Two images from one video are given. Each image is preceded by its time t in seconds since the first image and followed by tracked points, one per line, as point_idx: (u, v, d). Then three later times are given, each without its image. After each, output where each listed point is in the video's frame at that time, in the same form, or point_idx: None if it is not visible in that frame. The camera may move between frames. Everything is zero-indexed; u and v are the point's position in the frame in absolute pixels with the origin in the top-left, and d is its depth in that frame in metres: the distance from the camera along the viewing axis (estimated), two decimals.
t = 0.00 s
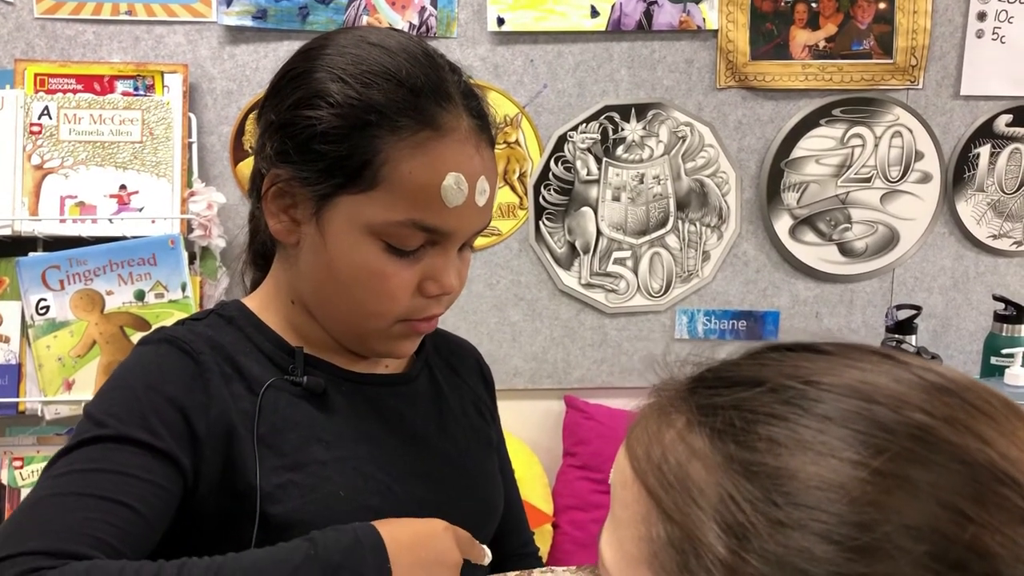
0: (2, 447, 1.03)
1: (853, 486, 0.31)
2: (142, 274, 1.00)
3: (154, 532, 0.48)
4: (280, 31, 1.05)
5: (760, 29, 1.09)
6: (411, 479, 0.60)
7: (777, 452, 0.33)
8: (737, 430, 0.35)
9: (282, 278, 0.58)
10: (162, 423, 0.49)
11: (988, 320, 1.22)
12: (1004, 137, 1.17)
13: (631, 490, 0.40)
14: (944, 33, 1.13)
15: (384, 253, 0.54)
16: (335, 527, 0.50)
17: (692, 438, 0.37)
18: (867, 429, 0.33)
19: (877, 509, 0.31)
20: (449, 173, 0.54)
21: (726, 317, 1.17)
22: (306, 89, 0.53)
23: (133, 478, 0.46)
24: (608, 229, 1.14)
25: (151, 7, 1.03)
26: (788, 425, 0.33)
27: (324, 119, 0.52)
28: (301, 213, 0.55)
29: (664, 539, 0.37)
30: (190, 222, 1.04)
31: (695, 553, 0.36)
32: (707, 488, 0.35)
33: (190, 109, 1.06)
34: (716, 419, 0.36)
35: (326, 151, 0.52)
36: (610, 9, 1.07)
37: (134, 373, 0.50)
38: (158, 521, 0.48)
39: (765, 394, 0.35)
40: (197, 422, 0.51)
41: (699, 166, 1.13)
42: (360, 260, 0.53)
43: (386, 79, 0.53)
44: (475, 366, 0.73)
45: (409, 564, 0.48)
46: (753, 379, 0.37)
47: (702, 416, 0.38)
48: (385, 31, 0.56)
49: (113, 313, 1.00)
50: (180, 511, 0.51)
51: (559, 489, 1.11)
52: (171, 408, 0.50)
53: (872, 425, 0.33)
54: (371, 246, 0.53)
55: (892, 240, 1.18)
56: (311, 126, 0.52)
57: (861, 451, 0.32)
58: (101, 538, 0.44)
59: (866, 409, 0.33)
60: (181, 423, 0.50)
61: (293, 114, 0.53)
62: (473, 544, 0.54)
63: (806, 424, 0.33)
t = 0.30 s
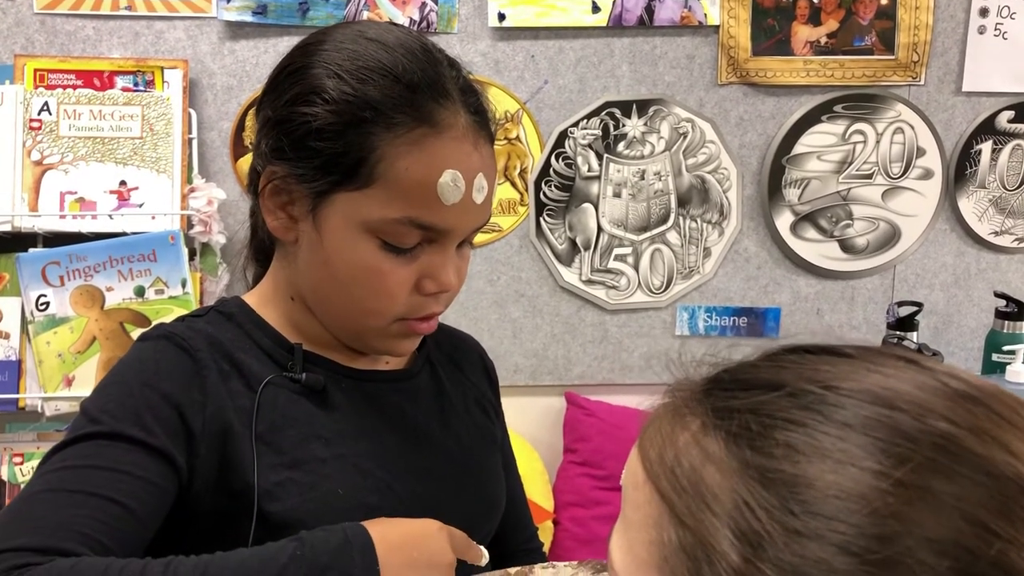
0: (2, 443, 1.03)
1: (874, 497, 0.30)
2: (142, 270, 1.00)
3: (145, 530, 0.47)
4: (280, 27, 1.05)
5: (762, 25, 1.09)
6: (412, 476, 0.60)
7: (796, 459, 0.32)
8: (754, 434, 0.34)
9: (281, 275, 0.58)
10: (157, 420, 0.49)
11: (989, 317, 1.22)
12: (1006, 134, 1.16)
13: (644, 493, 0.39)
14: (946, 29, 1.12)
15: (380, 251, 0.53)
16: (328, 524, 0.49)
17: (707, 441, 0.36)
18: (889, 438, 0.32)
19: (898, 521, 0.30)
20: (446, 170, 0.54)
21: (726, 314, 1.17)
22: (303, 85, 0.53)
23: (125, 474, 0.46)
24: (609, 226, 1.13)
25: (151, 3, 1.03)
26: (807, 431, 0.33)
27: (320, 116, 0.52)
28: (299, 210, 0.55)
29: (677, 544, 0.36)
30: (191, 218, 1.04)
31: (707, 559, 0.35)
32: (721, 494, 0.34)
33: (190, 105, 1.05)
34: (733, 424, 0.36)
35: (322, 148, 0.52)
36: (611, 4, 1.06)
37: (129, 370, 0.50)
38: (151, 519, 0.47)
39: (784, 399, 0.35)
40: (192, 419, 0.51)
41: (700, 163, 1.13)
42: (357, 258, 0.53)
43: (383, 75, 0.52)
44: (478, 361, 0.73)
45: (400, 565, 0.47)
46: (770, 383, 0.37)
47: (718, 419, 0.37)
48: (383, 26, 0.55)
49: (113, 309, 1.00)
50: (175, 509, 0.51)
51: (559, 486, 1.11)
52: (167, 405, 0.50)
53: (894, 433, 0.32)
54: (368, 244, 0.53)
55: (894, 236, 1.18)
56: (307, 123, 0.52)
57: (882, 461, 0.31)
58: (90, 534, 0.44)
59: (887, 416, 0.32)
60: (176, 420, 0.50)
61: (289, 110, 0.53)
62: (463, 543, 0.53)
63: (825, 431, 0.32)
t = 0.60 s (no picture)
0: (3, 439, 1.03)
1: (855, 504, 0.29)
2: (143, 265, 1.00)
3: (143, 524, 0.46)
4: (281, 21, 1.05)
5: (764, 19, 1.08)
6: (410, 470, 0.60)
7: (777, 464, 0.31)
8: (735, 437, 0.33)
9: (273, 271, 0.58)
10: (150, 415, 0.49)
11: (992, 313, 1.21)
12: (1009, 128, 1.16)
13: (628, 494, 0.38)
14: (950, 23, 1.12)
15: (367, 243, 0.53)
16: (318, 484, 0.45)
17: (689, 443, 0.35)
18: (872, 444, 0.30)
19: (878, 529, 0.29)
20: (433, 161, 0.53)
21: (729, 309, 1.16)
22: (290, 78, 0.53)
23: (117, 468, 0.45)
24: (611, 221, 1.13)
25: None
26: (787, 435, 0.31)
27: (306, 108, 0.52)
28: (287, 203, 0.55)
29: (659, 548, 0.36)
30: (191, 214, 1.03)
31: (688, 565, 0.34)
32: (703, 498, 0.34)
33: (190, 100, 1.05)
34: (715, 425, 0.35)
35: (309, 140, 0.53)
36: None
37: (120, 369, 0.50)
38: (149, 512, 0.47)
39: (767, 401, 0.33)
40: (186, 414, 0.51)
41: (701, 158, 1.12)
42: (344, 250, 0.53)
43: (369, 66, 0.53)
44: (478, 354, 0.72)
45: (389, 527, 0.42)
46: (755, 383, 0.35)
47: (701, 421, 0.36)
48: (370, 20, 0.56)
49: (114, 304, 1.00)
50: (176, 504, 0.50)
51: (561, 481, 1.11)
52: (159, 402, 0.49)
53: (877, 438, 0.31)
54: (354, 236, 0.52)
55: (896, 231, 1.17)
56: (294, 115, 0.53)
57: (864, 467, 0.30)
58: (86, 529, 0.43)
59: (872, 420, 0.31)
60: (169, 416, 0.50)
61: (276, 103, 0.54)
62: (475, 481, 0.46)
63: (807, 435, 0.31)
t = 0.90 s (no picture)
0: (9, 435, 1.03)
1: (845, 494, 0.29)
2: (146, 262, 1.00)
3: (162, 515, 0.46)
4: (284, 17, 1.05)
5: (767, 14, 1.08)
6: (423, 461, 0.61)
7: (768, 454, 0.31)
8: (727, 427, 0.33)
9: (276, 265, 0.58)
10: (163, 412, 0.49)
11: (997, 309, 1.21)
12: (1014, 124, 1.16)
13: (622, 482, 0.38)
14: (954, 18, 1.12)
15: (367, 225, 0.53)
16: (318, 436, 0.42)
17: (683, 432, 0.35)
18: (864, 435, 0.30)
19: (867, 519, 0.29)
20: (428, 138, 0.53)
21: (733, 306, 1.16)
22: (283, 65, 0.54)
23: (127, 462, 0.45)
24: (614, 217, 1.13)
25: None
26: (780, 426, 0.31)
27: (301, 91, 0.52)
28: (287, 191, 0.55)
29: (652, 535, 0.35)
30: (196, 210, 1.03)
31: (680, 553, 0.34)
32: (694, 486, 0.33)
33: (194, 96, 1.05)
34: (707, 415, 0.34)
35: (306, 124, 0.53)
36: None
37: (131, 370, 0.50)
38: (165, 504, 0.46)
39: (760, 391, 0.33)
40: (200, 411, 0.51)
41: (705, 154, 1.12)
42: (344, 232, 0.53)
43: (361, 48, 0.53)
44: (482, 346, 0.73)
45: (381, 443, 0.39)
46: (748, 373, 0.35)
47: (694, 411, 0.35)
48: (360, 7, 0.56)
49: (117, 301, 1.00)
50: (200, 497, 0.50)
51: (565, 477, 1.11)
52: (172, 401, 0.50)
53: (869, 430, 0.30)
54: (353, 218, 0.52)
55: (900, 227, 1.17)
56: (289, 100, 0.53)
57: (854, 458, 0.30)
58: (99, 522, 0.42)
59: (864, 413, 0.31)
60: (184, 413, 0.50)
61: (271, 91, 0.54)
62: (497, 400, 0.43)
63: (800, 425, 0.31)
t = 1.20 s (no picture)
0: (16, 434, 1.04)
1: (823, 486, 0.28)
2: (152, 262, 1.01)
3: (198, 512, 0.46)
4: (290, 18, 1.06)
5: (773, 13, 1.08)
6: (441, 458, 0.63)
7: (751, 446, 0.30)
8: (713, 421, 0.33)
9: (294, 263, 0.59)
10: (195, 411, 0.50)
11: (1003, 308, 1.21)
12: (1020, 122, 1.15)
13: (615, 477, 0.37)
14: (961, 16, 1.11)
15: (386, 217, 0.54)
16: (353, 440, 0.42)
17: (674, 427, 0.35)
18: (842, 427, 0.29)
19: (844, 508, 0.28)
20: (444, 130, 0.54)
21: (738, 305, 1.16)
22: (297, 63, 0.55)
23: (165, 459, 0.46)
24: (619, 216, 1.13)
25: None
26: (763, 419, 0.31)
27: (316, 87, 0.54)
28: (304, 188, 0.56)
29: (642, 527, 0.34)
30: (201, 211, 1.04)
31: (668, 546, 0.33)
32: (682, 478, 0.33)
33: (200, 97, 1.05)
34: (696, 410, 0.34)
35: (321, 119, 0.54)
36: None
37: (157, 370, 0.51)
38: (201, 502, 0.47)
39: (747, 386, 0.33)
40: (228, 409, 0.52)
41: (710, 153, 1.12)
42: (362, 225, 0.53)
43: (374, 43, 0.54)
44: (492, 347, 0.75)
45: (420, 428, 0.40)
46: (738, 370, 0.35)
47: (684, 406, 0.35)
48: (372, 7, 0.58)
49: (124, 301, 1.01)
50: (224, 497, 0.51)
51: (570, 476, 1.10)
52: (202, 400, 0.50)
53: (847, 422, 0.30)
54: (371, 211, 0.53)
55: (906, 227, 1.17)
56: (304, 96, 0.54)
57: (831, 449, 0.29)
58: (146, 517, 0.43)
59: (844, 406, 0.30)
60: (212, 412, 0.51)
61: (286, 89, 0.55)
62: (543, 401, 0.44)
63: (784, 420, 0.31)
